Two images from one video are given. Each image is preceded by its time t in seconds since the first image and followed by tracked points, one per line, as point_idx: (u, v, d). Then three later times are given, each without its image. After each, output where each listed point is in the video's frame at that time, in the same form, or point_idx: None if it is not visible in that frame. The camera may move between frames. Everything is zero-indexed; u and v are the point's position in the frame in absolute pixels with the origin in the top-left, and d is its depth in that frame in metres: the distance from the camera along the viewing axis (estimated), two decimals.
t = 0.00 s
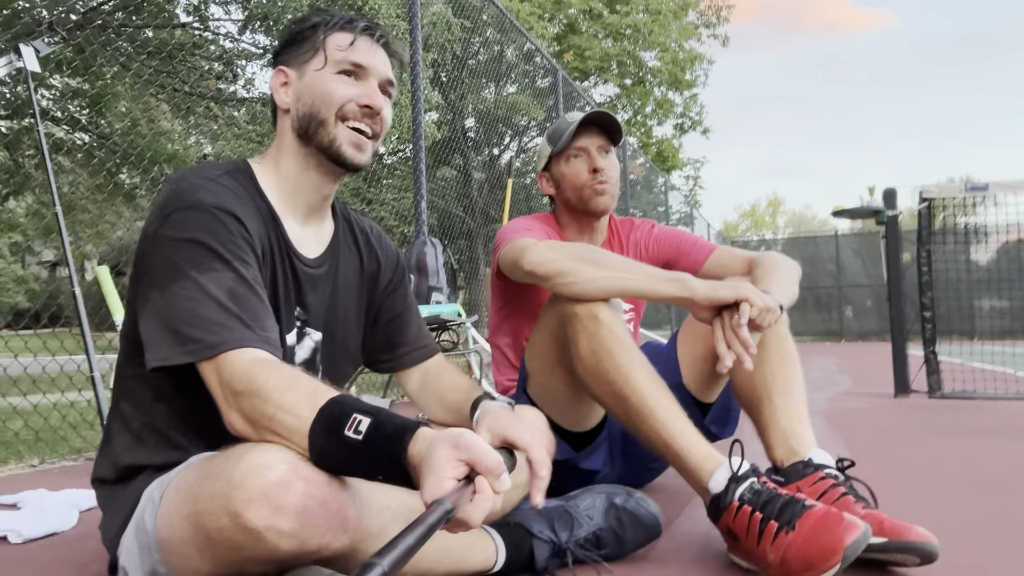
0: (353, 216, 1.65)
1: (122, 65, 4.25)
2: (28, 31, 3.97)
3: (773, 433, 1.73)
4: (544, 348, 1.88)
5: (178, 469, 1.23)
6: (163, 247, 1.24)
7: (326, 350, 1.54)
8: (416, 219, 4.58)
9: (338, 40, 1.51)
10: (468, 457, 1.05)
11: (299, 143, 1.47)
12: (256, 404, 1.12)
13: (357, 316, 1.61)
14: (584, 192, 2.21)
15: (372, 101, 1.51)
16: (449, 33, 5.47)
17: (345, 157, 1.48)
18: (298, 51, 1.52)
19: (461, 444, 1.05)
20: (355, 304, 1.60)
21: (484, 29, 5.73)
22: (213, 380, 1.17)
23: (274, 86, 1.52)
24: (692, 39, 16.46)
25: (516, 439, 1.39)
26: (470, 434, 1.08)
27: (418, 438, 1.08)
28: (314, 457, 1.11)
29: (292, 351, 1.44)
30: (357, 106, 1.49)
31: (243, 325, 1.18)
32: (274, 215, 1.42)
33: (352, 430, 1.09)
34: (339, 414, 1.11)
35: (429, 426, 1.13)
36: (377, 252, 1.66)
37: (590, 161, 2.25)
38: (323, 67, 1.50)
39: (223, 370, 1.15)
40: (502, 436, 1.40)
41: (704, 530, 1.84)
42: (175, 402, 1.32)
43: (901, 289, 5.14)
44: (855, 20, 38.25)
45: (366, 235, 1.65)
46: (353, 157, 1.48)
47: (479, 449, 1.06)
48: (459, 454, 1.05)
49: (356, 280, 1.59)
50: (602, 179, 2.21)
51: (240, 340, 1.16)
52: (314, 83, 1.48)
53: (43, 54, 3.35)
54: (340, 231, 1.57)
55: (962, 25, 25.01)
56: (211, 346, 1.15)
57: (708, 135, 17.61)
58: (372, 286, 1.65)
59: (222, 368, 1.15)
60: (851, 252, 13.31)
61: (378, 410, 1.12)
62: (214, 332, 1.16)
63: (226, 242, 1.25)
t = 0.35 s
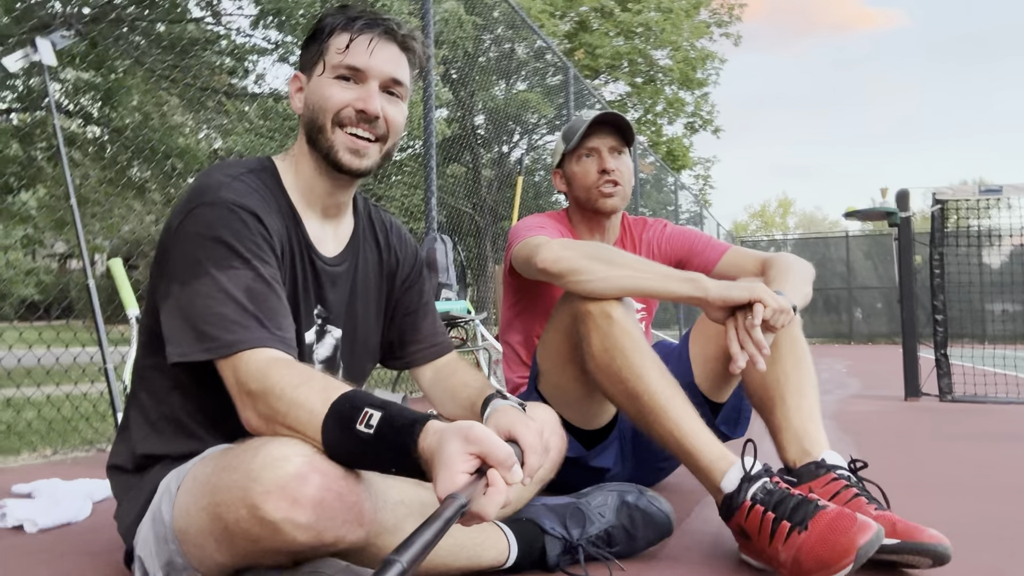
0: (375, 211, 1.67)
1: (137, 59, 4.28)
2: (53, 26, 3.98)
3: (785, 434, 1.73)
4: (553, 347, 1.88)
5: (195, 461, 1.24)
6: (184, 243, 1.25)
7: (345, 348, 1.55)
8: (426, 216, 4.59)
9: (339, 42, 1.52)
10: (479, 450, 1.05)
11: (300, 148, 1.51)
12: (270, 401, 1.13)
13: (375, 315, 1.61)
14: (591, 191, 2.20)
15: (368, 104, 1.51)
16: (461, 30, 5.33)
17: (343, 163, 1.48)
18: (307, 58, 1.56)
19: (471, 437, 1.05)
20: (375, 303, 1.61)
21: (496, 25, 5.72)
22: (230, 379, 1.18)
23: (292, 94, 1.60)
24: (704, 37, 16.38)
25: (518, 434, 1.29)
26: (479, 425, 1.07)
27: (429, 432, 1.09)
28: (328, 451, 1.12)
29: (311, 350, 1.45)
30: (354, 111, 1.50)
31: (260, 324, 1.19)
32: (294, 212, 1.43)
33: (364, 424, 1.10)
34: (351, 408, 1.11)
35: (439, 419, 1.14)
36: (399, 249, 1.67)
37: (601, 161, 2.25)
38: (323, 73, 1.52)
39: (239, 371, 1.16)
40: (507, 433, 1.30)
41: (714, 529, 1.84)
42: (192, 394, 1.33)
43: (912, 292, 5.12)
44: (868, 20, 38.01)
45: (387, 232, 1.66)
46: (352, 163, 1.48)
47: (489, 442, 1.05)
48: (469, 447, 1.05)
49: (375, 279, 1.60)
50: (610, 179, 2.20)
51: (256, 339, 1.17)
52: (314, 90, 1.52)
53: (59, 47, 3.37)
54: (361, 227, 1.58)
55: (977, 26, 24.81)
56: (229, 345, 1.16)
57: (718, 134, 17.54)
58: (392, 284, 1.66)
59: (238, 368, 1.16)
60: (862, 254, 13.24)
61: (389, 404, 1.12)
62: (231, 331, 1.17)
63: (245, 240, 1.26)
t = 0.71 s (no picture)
0: (377, 202, 1.67)
1: (144, 48, 4.15)
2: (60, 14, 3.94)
3: (792, 440, 1.73)
4: (562, 348, 1.88)
5: (202, 462, 1.24)
6: (177, 249, 1.25)
7: (350, 345, 1.55)
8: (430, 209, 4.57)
9: (331, 36, 1.49)
10: (490, 458, 1.05)
11: (297, 146, 1.49)
12: (277, 407, 1.14)
13: (379, 311, 1.61)
14: (603, 196, 2.20)
15: (366, 101, 1.50)
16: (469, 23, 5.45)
17: (343, 163, 1.48)
18: (295, 50, 1.53)
19: (483, 445, 1.06)
20: (379, 299, 1.60)
21: (502, 17, 5.68)
22: (236, 386, 1.19)
23: (280, 88, 1.57)
24: (711, 32, 16.30)
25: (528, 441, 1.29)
26: (491, 434, 1.07)
27: (439, 437, 1.09)
28: (337, 457, 1.12)
29: (315, 348, 1.46)
30: (352, 109, 1.49)
31: (260, 328, 1.19)
32: (289, 209, 1.43)
33: (374, 430, 1.10)
34: (360, 414, 1.11)
35: (450, 425, 1.14)
36: (401, 245, 1.65)
37: (612, 163, 2.24)
38: (318, 69, 1.50)
39: (244, 378, 1.17)
40: (517, 440, 1.30)
41: (719, 533, 1.84)
42: (197, 397, 1.34)
43: (916, 292, 5.10)
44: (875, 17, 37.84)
45: (390, 225, 1.65)
46: (352, 162, 1.48)
47: (500, 450, 1.05)
48: (480, 455, 1.05)
49: (378, 275, 1.59)
50: (622, 183, 2.19)
51: (258, 345, 1.17)
52: (309, 86, 1.49)
53: (68, 37, 3.36)
54: (363, 219, 1.58)
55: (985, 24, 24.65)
56: (233, 352, 1.17)
57: (724, 130, 17.47)
58: (395, 279, 1.64)
59: (243, 375, 1.17)
60: (865, 252, 13.20)
61: (399, 409, 1.12)
62: (231, 338, 1.17)
63: (237, 244, 1.25)
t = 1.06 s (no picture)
0: (373, 205, 1.65)
1: (148, 41, 4.29)
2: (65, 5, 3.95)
3: (795, 455, 1.71)
4: (565, 357, 1.86)
5: (202, 472, 1.23)
6: (171, 258, 1.23)
7: (346, 351, 1.53)
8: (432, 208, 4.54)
9: (344, 36, 1.46)
10: (493, 475, 1.04)
11: (314, 149, 1.45)
12: (277, 421, 1.13)
13: (374, 316, 1.59)
14: (609, 204, 2.19)
15: (389, 100, 1.49)
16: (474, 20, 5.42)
17: (369, 161, 1.48)
18: (300, 50, 1.47)
19: (486, 462, 1.04)
20: (374, 303, 1.59)
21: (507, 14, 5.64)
22: (234, 398, 1.18)
23: (278, 89, 1.48)
24: (716, 32, 16.24)
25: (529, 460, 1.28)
26: (495, 450, 1.06)
27: (442, 453, 1.08)
28: (339, 471, 1.11)
29: (310, 355, 1.45)
30: (375, 108, 1.47)
31: (257, 338, 1.17)
32: (282, 214, 1.41)
33: (376, 444, 1.09)
34: (362, 429, 1.10)
35: (453, 440, 1.13)
36: (396, 247, 1.64)
37: (618, 172, 2.23)
38: (333, 70, 1.46)
39: (243, 391, 1.16)
40: (519, 458, 1.29)
41: (720, 547, 1.83)
42: (197, 405, 1.32)
43: (918, 299, 5.08)
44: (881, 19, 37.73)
45: (386, 228, 1.64)
46: (376, 159, 1.48)
47: (504, 468, 1.04)
48: (483, 472, 1.04)
49: (373, 279, 1.58)
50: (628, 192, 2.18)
51: (257, 357, 1.16)
52: (326, 88, 1.45)
53: (72, 31, 3.33)
54: (357, 222, 1.57)
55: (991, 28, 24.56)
56: (230, 363, 1.15)
57: (728, 130, 17.42)
58: (392, 283, 1.63)
59: (242, 388, 1.15)
60: (867, 255, 13.16)
61: (402, 424, 1.12)
62: (228, 349, 1.16)
63: (231, 252, 1.23)
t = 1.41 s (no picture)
0: (372, 201, 1.65)
1: (151, 39, 4.16)
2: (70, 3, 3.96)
3: (793, 456, 1.71)
4: (564, 356, 1.87)
5: (200, 465, 1.23)
6: (169, 254, 1.23)
7: (344, 349, 1.53)
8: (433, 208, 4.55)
9: (360, 31, 1.47)
10: (494, 471, 1.04)
11: (325, 141, 1.46)
12: (277, 414, 1.13)
13: (372, 314, 1.59)
14: (603, 204, 2.19)
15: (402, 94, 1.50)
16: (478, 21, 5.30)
17: (379, 154, 1.50)
18: (314, 43, 1.47)
19: (486, 458, 1.04)
20: (372, 301, 1.59)
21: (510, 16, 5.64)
22: (233, 390, 1.17)
23: (290, 80, 1.48)
24: (719, 37, 16.26)
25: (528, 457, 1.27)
26: (495, 446, 1.06)
27: (443, 448, 1.08)
28: (338, 464, 1.11)
29: (307, 352, 1.44)
30: (388, 102, 1.48)
31: (255, 332, 1.17)
32: (282, 211, 1.41)
33: (376, 438, 1.09)
34: (363, 422, 1.10)
35: (454, 435, 1.13)
36: (395, 246, 1.64)
37: (613, 170, 2.23)
38: (348, 63, 1.46)
39: (241, 384, 1.16)
40: (519, 455, 1.29)
41: (717, 547, 1.83)
42: (195, 399, 1.32)
43: (918, 304, 5.08)
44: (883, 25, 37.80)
45: (385, 225, 1.64)
46: (386, 152, 1.50)
47: (504, 463, 1.04)
48: (484, 468, 1.04)
49: (372, 277, 1.58)
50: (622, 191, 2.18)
51: (255, 351, 1.16)
52: (340, 80, 1.45)
53: (76, 27, 3.32)
54: (357, 219, 1.57)
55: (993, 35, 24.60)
56: (228, 357, 1.15)
57: (729, 134, 17.43)
58: (390, 282, 1.63)
59: (240, 380, 1.15)
60: (868, 261, 13.17)
61: (402, 418, 1.11)
62: (226, 343, 1.16)
63: (229, 247, 1.23)
